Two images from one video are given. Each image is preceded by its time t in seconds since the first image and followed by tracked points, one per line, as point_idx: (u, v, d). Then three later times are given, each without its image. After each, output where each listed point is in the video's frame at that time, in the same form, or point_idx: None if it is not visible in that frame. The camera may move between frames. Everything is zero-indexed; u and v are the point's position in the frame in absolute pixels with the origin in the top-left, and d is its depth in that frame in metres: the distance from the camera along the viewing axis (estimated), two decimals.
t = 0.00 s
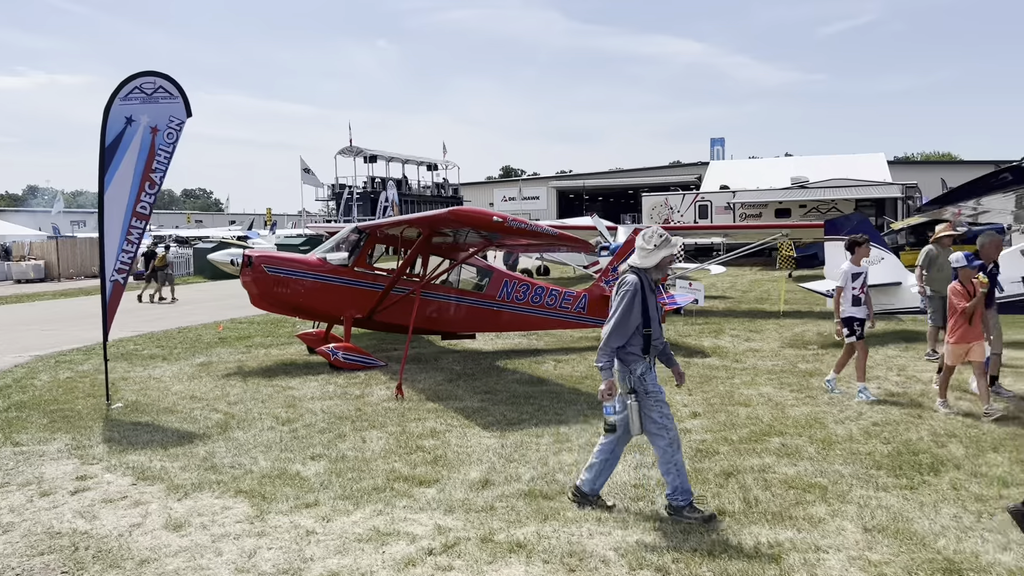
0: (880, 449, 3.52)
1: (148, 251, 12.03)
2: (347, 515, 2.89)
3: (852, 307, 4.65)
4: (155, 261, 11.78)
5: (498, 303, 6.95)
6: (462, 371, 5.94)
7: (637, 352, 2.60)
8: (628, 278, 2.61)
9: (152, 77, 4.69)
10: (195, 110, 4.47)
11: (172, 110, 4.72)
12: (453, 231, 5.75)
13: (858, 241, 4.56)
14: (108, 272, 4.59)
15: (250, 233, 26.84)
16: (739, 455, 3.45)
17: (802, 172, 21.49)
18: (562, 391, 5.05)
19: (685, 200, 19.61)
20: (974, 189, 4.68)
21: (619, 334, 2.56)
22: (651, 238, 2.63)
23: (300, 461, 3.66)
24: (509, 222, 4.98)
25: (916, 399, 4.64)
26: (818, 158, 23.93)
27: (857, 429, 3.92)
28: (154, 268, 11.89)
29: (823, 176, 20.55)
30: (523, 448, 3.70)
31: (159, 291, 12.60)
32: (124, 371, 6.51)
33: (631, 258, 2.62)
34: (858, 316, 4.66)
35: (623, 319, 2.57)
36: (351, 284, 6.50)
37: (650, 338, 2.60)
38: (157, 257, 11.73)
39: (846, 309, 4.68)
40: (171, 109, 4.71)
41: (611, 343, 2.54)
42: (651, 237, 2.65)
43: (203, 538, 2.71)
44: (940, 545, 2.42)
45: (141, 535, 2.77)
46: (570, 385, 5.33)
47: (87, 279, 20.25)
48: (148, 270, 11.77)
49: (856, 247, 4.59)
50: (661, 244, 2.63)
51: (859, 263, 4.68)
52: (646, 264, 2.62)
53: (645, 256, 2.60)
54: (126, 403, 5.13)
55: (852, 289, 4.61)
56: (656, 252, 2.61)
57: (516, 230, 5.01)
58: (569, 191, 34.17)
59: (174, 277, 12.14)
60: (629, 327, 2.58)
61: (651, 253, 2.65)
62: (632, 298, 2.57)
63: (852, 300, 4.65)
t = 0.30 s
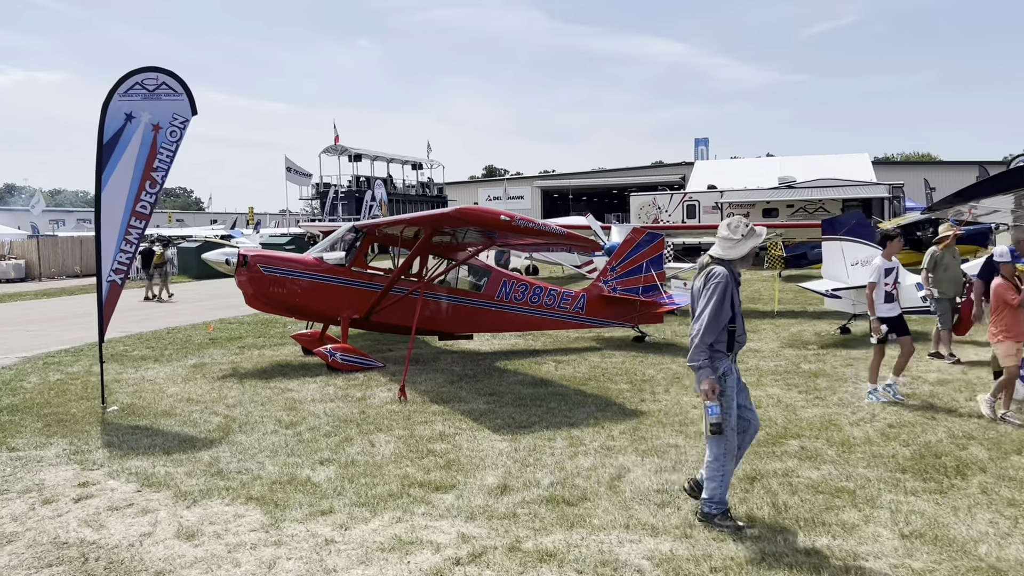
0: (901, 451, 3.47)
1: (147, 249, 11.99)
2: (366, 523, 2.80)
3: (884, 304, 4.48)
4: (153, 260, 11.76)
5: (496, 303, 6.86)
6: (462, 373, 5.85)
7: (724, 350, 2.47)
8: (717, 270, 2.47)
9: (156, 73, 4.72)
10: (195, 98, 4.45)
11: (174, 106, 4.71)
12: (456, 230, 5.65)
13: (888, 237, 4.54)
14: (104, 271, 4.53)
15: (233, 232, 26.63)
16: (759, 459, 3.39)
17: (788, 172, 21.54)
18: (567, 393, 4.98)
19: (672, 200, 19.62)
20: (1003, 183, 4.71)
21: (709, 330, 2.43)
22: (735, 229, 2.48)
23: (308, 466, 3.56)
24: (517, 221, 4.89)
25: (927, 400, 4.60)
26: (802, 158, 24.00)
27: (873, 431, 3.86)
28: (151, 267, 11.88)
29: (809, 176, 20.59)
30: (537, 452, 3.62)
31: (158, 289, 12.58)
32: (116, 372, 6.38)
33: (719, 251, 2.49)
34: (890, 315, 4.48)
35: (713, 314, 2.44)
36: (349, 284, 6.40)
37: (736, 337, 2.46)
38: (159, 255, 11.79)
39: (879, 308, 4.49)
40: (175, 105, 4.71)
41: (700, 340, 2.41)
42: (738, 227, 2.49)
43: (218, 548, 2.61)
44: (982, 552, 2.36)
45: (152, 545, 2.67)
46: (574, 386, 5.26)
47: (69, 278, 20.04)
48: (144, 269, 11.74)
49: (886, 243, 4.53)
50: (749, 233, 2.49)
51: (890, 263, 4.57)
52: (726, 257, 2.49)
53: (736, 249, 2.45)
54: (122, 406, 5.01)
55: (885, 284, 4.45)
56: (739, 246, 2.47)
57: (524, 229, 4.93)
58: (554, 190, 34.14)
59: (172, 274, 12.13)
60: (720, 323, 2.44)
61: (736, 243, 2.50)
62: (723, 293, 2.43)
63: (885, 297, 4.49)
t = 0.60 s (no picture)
0: (926, 451, 3.42)
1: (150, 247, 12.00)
2: (392, 527, 2.73)
3: (929, 308, 4.15)
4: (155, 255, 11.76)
5: (498, 302, 6.80)
6: (467, 373, 5.78)
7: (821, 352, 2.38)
8: (813, 271, 2.38)
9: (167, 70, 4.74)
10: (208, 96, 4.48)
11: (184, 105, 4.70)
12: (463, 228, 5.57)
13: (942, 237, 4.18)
14: (108, 271, 4.54)
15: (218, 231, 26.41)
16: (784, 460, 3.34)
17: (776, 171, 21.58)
18: (577, 392, 4.91)
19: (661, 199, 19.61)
20: (1003, 186, 4.74)
21: (811, 331, 2.32)
22: (827, 230, 2.40)
23: (324, 468, 3.48)
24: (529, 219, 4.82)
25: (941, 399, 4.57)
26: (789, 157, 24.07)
27: (894, 431, 3.82)
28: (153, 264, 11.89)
29: (797, 176, 20.63)
30: (557, 453, 3.55)
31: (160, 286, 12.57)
32: (113, 373, 6.26)
33: (811, 251, 2.41)
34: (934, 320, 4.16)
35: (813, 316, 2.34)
36: (350, 283, 6.32)
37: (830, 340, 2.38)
38: (160, 252, 11.79)
39: (921, 310, 4.17)
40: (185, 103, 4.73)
41: (804, 341, 2.30)
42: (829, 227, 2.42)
43: (242, 555, 2.53)
44: None
45: (173, 551, 2.58)
46: (583, 386, 5.20)
47: (53, 278, 19.80)
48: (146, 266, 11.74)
49: (937, 244, 4.26)
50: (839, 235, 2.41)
51: (937, 263, 4.24)
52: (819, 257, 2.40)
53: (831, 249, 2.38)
54: (123, 407, 4.91)
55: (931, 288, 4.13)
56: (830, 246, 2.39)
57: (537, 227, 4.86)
58: (540, 189, 34.10)
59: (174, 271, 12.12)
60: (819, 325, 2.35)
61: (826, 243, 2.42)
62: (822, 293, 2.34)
63: (929, 300, 4.15)
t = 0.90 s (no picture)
0: (954, 453, 3.39)
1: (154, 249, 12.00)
2: (423, 535, 2.66)
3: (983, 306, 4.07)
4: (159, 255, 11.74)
5: (501, 303, 6.74)
6: (474, 375, 5.72)
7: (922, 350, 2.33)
8: (910, 266, 2.33)
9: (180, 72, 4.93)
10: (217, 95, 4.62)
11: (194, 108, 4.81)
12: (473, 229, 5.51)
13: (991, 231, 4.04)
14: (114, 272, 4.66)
15: (206, 231, 26.18)
16: (811, 463, 3.29)
17: (766, 171, 21.59)
18: (589, 395, 4.86)
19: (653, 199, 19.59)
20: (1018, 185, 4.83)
21: (910, 328, 2.30)
22: (926, 225, 2.33)
23: (343, 473, 3.41)
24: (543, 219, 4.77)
25: (957, 400, 4.54)
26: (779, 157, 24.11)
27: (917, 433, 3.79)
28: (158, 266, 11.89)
29: (787, 176, 20.65)
30: (579, 456, 3.49)
31: (162, 285, 12.55)
32: (112, 375, 6.16)
33: (908, 245, 2.35)
34: (987, 317, 4.10)
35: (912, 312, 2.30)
36: (353, 283, 6.24)
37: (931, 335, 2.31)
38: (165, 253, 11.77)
39: (976, 308, 4.09)
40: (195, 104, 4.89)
41: (904, 337, 2.29)
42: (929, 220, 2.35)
43: (272, 564, 2.46)
44: None
45: (200, 560, 2.51)
46: (594, 388, 5.15)
47: (39, 278, 19.57)
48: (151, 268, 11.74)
49: (984, 238, 4.07)
50: (940, 227, 2.33)
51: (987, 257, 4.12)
52: (919, 253, 2.34)
53: (923, 244, 2.32)
54: (128, 411, 4.82)
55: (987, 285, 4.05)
56: (930, 242, 2.31)
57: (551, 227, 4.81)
58: (529, 189, 34.03)
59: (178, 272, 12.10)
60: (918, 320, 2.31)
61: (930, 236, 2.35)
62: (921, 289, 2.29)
63: (982, 297, 4.08)
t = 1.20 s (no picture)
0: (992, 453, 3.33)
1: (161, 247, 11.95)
2: (462, 541, 2.58)
3: None
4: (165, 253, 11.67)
5: (509, 301, 6.66)
6: (486, 374, 5.65)
7: None
8: None
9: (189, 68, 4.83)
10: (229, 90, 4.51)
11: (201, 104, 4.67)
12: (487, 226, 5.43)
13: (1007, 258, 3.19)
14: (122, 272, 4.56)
15: (196, 229, 25.97)
16: (849, 463, 3.23)
17: (760, 168, 21.58)
18: (608, 393, 4.80)
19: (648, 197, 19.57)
20: None
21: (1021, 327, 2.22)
22: None
23: (368, 476, 3.33)
24: (564, 216, 4.69)
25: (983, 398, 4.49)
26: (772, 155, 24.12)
27: (949, 432, 3.74)
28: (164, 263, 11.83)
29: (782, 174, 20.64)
30: (609, 458, 3.42)
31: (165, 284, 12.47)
32: (116, 375, 6.05)
33: (1020, 240, 2.28)
34: None
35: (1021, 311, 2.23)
36: (360, 282, 6.17)
37: None
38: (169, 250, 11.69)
39: None
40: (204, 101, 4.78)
41: (1018, 341, 2.19)
42: None
43: (310, 572, 2.38)
44: None
45: (233, 569, 2.42)
46: (611, 387, 5.09)
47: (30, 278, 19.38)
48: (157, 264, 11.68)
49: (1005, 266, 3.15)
50: None
51: None
52: None
53: None
54: (138, 412, 4.72)
55: None
56: None
57: (571, 223, 4.74)
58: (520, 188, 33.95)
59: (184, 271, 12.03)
60: None
61: None
62: None
63: None
